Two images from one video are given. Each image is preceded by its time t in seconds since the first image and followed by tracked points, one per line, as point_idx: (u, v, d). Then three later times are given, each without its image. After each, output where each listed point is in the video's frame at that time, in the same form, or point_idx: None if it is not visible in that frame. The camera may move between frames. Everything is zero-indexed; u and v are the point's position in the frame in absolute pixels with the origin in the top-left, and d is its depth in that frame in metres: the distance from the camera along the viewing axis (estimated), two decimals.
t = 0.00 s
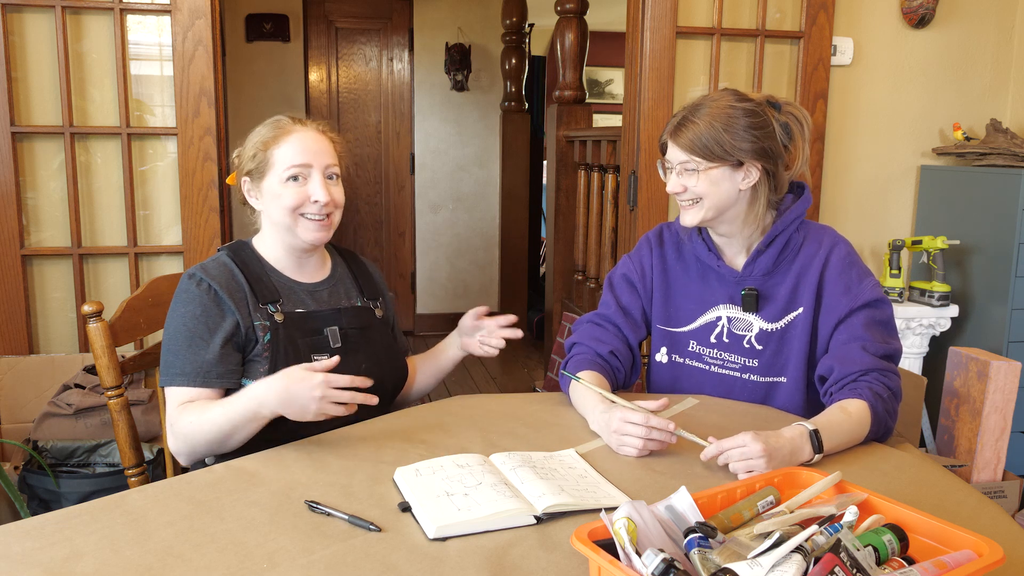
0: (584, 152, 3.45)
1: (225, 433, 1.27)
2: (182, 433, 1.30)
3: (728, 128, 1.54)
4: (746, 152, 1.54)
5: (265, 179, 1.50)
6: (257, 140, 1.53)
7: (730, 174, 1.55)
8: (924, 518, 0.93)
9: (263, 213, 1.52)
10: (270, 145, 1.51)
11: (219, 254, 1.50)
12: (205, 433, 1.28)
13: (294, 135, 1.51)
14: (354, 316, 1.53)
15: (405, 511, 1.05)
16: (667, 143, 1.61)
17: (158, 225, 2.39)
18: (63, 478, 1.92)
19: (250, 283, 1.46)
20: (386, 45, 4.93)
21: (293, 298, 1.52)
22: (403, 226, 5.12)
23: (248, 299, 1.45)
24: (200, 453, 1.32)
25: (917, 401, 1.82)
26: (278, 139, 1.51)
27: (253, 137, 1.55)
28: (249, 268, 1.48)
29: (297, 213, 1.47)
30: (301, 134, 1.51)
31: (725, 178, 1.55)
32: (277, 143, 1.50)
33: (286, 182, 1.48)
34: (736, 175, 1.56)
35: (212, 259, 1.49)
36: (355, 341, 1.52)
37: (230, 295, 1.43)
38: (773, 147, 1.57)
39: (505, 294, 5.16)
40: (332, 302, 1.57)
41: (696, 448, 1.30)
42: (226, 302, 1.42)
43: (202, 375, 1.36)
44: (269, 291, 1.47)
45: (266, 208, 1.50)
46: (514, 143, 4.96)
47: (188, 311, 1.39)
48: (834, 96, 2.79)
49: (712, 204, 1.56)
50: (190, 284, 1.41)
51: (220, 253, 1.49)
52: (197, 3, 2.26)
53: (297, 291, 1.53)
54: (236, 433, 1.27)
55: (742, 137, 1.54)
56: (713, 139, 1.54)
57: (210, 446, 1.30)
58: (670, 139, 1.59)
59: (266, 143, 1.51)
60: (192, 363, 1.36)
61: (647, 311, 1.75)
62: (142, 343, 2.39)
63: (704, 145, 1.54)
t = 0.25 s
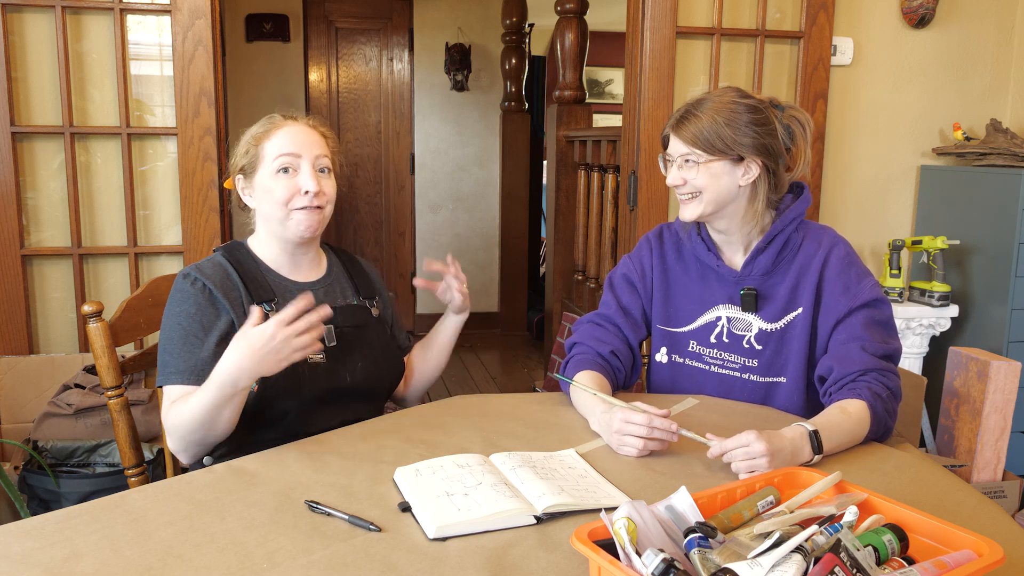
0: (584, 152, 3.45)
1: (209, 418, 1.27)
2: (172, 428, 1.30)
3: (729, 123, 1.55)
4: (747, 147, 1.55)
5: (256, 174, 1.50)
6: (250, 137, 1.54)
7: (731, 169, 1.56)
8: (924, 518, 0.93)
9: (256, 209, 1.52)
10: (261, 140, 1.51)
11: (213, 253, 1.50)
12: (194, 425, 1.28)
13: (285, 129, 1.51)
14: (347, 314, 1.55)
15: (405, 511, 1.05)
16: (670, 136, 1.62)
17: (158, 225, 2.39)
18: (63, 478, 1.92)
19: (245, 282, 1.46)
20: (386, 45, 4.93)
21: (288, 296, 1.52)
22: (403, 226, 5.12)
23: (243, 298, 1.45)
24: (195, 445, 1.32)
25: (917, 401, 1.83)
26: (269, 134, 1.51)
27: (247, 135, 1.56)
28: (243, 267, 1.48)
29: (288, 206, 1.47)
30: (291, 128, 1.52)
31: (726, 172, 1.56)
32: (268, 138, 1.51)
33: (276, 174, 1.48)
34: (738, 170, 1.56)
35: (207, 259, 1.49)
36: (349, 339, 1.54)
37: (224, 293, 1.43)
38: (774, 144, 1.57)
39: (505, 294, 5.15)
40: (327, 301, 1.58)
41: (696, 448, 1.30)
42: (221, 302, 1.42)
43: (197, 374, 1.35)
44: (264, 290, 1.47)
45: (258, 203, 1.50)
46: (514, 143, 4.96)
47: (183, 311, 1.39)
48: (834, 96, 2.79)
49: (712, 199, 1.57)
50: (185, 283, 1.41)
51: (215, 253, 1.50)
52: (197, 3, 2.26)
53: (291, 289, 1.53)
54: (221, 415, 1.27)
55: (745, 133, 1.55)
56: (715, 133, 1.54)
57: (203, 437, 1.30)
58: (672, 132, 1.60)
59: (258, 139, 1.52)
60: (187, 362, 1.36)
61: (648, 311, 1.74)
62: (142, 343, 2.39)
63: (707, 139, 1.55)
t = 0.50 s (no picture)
0: (584, 152, 3.45)
1: (201, 427, 1.27)
2: (168, 433, 1.31)
3: (733, 121, 1.55)
4: (750, 147, 1.55)
5: (258, 178, 1.50)
6: (249, 140, 1.53)
7: (733, 167, 1.56)
8: (924, 519, 0.93)
9: (257, 213, 1.51)
10: (262, 144, 1.51)
11: (212, 254, 1.50)
12: (187, 431, 1.28)
13: (286, 133, 1.52)
14: (347, 312, 1.54)
15: (405, 511, 1.05)
16: (674, 130, 1.62)
17: (158, 225, 2.39)
18: (63, 478, 1.92)
19: (242, 281, 1.46)
20: (386, 45, 4.93)
21: (286, 295, 1.52)
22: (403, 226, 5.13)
23: (240, 297, 1.45)
24: (191, 450, 1.33)
25: (917, 401, 1.83)
26: (269, 138, 1.51)
27: (245, 138, 1.55)
28: (241, 266, 1.48)
29: (292, 211, 1.47)
30: (292, 131, 1.52)
31: (727, 171, 1.56)
32: (268, 142, 1.51)
33: (278, 179, 1.48)
34: (739, 169, 1.56)
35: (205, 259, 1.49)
36: (348, 337, 1.53)
37: (221, 293, 1.43)
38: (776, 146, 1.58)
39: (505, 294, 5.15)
40: (325, 300, 1.57)
41: (696, 448, 1.30)
42: (217, 302, 1.42)
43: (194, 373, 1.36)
44: (261, 288, 1.47)
45: (259, 208, 1.50)
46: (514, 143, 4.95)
47: (180, 311, 1.39)
48: (834, 96, 2.79)
49: (714, 196, 1.56)
50: (182, 284, 1.41)
51: (213, 254, 1.50)
52: (197, 3, 2.26)
53: (288, 288, 1.53)
54: (213, 423, 1.27)
55: (748, 132, 1.55)
56: (719, 131, 1.55)
57: (197, 442, 1.30)
58: (676, 128, 1.60)
59: (258, 142, 1.52)
60: (184, 362, 1.36)
61: (647, 311, 1.74)
62: (142, 343, 2.39)
63: (711, 136, 1.55)
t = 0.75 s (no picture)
0: (584, 152, 3.45)
1: (211, 429, 1.27)
2: (175, 432, 1.30)
3: (737, 125, 1.55)
4: (753, 150, 1.55)
5: (258, 182, 1.50)
6: (244, 145, 1.53)
7: (736, 169, 1.56)
8: (924, 519, 0.93)
9: (258, 216, 1.51)
10: (258, 148, 1.51)
11: (212, 254, 1.50)
12: (196, 430, 1.27)
13: (281, 135, 1.51)
14: (347, 309, 1.54)
15: (405, 511, 1.05)
16: (678, 129, 1.62)
17: (158, 225, 2.39)
18: (63, 478, 1.92)
19: (244, 279, 1.46)
20: (386, 44, 4.97)
21: (287, 293, 1.52)
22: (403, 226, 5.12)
23: (243, 295, 1.45)
24: (196, 450, 1.32)
25: (917, 401, 1.83)
26: (265, 142, 1.51)
27: (240, 141, 1.55)
28: (243, 265, 1.49)
29: (296, 213, 1.47)
30: (286, 133, 1.52)
31: (730, 173, 1.56)
32: (265, 146, 1.50)
33: (279, 182, 1.48)
34: (743, 172, 1.56)
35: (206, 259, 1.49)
36: (349, 333, 1.53)
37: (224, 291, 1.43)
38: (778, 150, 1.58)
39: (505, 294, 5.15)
40: (325, 297, 1.57)
41: (695, 447, 1.30)
42: (221, 300, 1.42)
43: (199, 372, 1.35)
44: (262, 286, 1.48)
45: (261, 211, 1.49)
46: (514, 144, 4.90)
47: (183, 310, 1.39)
48: (834, 97, 2.79)
49: (715, 198, 1.56)
50: (186, 284, 1.41)
51: (214, 254, 1.50)
52: (197, 3, 2.26)
53: (290, 287, 1.53)
54: (223, 426, 1.26)
55: (750, 135, 1.55)
56: (723, 134, 1.55)
57: (203, 442, 1.30)
58: (682, 126, 1.61)
59: (254, 147, 1.51)
60: (189, 360, 1.35)
61: (646, 312, 1.74)
62: (142, 343, 2.39)
63: (715, 138, 1.55)
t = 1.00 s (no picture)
0: (584, 152, 3.45)
1: (216, 422, 1.27)
2: (177, 425, 1.30)
3: (740, 122, 1.55)
4: (756, 149, 1.55)
5: (261, 179, 1.50)
6: (250, 142, 1.52)
7: (738, 171, 1.56)
8: (924, 519, 0.93)
9: (259, 213, 1.51)
10: (264, 146, 1.51)
11: (213, 253, 1.50)
12: (199, 423, 1.27)
13: (288, 134, 1.51)
14: (348, 306, 1.54)
15: (405, 511, 1.05)
16: (682, 130, 1.62)
17: (158, 225, 2.39)
18: (63, 478, 1.92)
19: (245, 277, 1.46)
20: (386, 45, 4.99)
21: (288, 291, 1.52)
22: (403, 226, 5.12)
23: (244, 293, 1.45)
24: (197, 444, 1.32)
25: (917, 401, 1.83)
26: (272, 140, 1.51)
27: (245, 138, 1.54)
28: (244, 263, 1.49)
29: (298, 212, 1.47)
30: (294, 133, 1.52)
31: (732, 175, 1.56)
32: (272, 144, 1.50)
33: (283, 181, 1.48)
34: (745, 173, 1.57)
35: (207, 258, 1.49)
36: (349, 331, 1.53)
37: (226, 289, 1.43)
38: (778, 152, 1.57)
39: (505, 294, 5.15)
40: (325, 296, 1.57)
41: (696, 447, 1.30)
42: (222, 297, 1.42)
43: (202, 368, 1.35)
44: (263, 284, 1.48)
45: (263, 208, 1.49)
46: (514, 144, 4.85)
47: (185, 308, 1.39)
48: (834, 97, 2.79)
49: (716, 199, 1.56)
50: (189, 282, 1.41)
51: (215, 253, 1.49)
52: (197, 3, 2.26)
53: (290, 285, 1.53)
54: (227, 419, 1.26)
55: (754, 133, 1.55)
56: (727, 132, 1.54)
57: (206, 436, 1.30)
58: (684, 128, 1.61)
59: (261, 144, 1.51)
60: (191, 356, 1.35)
61: (646, 312, 1.74)
62: (142, 343, 2.39)
63: (718, 139, 1.55)
